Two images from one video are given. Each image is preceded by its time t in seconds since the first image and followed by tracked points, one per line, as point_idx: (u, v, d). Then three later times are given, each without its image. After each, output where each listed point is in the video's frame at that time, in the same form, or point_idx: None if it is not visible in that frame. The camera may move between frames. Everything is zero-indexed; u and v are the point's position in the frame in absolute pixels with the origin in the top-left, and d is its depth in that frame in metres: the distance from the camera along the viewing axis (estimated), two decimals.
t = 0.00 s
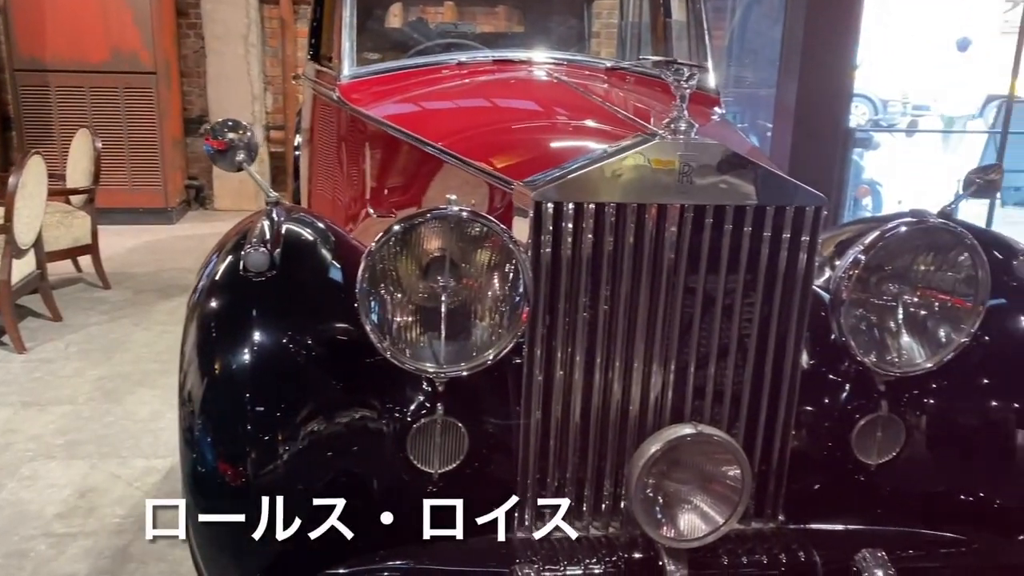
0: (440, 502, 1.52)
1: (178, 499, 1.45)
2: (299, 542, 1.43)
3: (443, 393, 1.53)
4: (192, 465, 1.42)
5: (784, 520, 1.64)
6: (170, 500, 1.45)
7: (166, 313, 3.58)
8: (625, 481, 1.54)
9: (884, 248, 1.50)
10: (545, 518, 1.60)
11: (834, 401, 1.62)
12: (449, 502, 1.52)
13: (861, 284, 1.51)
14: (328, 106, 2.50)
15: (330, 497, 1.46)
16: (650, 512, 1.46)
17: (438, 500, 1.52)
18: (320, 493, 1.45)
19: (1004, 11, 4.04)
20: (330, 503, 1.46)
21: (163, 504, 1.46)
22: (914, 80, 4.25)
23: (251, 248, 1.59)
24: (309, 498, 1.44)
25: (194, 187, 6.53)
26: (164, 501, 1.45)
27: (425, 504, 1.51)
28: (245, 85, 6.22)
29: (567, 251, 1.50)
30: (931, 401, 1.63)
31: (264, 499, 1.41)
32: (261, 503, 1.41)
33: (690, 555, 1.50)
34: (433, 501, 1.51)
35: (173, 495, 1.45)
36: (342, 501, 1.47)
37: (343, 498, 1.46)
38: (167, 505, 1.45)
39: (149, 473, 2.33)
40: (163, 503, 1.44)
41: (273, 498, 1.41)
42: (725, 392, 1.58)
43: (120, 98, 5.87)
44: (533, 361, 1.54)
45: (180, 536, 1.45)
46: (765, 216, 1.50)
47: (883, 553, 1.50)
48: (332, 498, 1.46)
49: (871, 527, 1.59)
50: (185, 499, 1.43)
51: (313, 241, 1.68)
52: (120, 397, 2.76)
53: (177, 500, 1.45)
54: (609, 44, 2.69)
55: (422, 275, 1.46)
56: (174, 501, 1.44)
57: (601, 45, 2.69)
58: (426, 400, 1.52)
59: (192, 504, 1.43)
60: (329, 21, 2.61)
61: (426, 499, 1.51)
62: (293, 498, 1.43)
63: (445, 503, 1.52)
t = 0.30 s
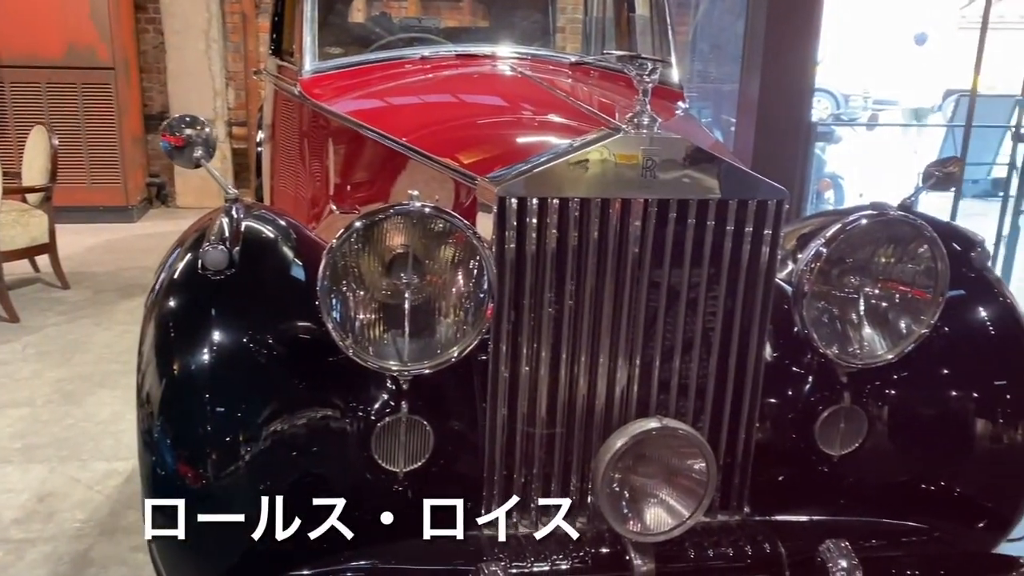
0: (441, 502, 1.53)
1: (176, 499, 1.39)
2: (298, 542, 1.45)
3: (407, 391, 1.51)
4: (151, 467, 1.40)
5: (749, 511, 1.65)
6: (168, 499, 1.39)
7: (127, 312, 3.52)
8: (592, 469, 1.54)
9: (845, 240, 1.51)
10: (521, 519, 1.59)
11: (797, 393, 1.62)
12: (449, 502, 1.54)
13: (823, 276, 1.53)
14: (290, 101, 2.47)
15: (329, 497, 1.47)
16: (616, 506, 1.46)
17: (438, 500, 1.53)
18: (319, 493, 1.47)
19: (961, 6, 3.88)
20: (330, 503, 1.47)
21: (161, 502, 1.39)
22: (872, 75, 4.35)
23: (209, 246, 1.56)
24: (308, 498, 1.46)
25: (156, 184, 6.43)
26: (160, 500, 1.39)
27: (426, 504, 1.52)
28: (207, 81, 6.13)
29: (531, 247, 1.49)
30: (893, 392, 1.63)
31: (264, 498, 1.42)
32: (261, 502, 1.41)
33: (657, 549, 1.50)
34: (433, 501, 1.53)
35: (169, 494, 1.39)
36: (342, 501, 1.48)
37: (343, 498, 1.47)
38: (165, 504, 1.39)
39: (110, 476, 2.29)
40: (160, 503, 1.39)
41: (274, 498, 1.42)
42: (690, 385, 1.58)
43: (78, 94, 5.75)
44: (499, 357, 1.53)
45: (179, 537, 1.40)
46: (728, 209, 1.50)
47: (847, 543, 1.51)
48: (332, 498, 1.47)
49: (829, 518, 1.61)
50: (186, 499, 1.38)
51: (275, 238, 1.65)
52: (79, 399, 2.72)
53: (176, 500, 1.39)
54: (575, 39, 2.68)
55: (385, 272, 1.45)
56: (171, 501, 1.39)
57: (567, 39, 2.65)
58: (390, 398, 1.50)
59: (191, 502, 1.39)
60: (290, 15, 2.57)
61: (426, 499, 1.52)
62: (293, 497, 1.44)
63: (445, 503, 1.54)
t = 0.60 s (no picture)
0: (441, 502, 1.54)
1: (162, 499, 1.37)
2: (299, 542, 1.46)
3: (368, 390, 1.49)
4: (107, 470, 1.38)
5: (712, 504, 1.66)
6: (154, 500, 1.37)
7: (83, 313, 3.46)
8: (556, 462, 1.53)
9: (803, 233, 1.52)
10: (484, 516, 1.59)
11: (758, 385, 1.63)
12: (450, 502, 1.54)
13: (781, 270, 1.54)
14: (248, 97, 2.43)
15: (329, 497, 1.47)
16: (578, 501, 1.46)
17: (438, 500, 1.54)
18: (319, 493, 1.47)
19: (916, 2, 4.05)
20: (330, 504, 1.47)
21: (160, 503, 1.37)
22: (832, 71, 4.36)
23: (164, 245, 1.53)
24: (308, 498, 1.46)
25: (113, 182, 6.32)
26: (159, 500, 1.37)
27: (426, 504, 1.53)
28: (164, 78, 6.03)
29: (493, 243, 1.47)
30: (852, 383, 1.65)
31: (264, 498, 1.43)
32: (261, 502, 1.43)
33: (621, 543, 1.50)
34: (433, 501, 1.53)
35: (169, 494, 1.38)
36: (342, 501, 1.48)
37: (342, 498, 1.48)
38: (164, 505, 1.37)
39: (68, 481, 2.26)
40: (158, 504, 1.37)
41: (273, 497, 1.44)
42: (652, 379, 1.59)
43: (30, 91, 5.62)
44: (462, 353, 1.51)
45: (179, 537, 1.39)
46: (688, 204, 1.51)
47: (807, 534, 1.53)
48: (331, 498, 1.47)
49: (788, 509, 1.64)
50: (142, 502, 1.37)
51: (233, 237, 1.62)
52: (35, 401, 2.67)
53: (177, 500, 1.38)
54: (537, 34, 2.66)
55: (345, 269, 1.44)
56: (171, 501, 1.37)
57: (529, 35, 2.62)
58: (351, 397, 1.48)
59: (178, 503, 1.38)
60: (248, 10, 2.53)
61: (426, 500, 1.53)
62: (293, 498, 1.45)
63: (445, 503, 1.54)
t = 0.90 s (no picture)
0: (440, 502, 1.55)
1: (118, 504, 1.35)
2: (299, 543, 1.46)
3: (328, 390, 1.48)
4: (59, 476, 1.36)
5: (675, 498, 1.67)
6: (108, 505, 1.35)
7: (37, 316, 3.39)
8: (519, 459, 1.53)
9: (760, 228, 1.54)
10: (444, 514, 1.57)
11: (717, 379, 1.65)
12: (450, 502, 1.55)
13: (738, 265, 1.56)
14: (204, 95, 2.39)
15: (316, 497, 1.48)
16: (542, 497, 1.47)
17: (439, 500, 1.55)
18: (278, 495, 1.45)
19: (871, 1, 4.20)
20: (330, 503, 1.48)
21: (161, 503, 1.37)
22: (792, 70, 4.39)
23: (116, 246, 1.49)
24: (308, 499, 1.47)
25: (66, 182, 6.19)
26: (114, 506, 1.35)
27: (426, 504, 1.54)
28: (119, 76, 5.92)
29: (453, 241, 1.46)
30: (808, 376, 1.67)
31: (264, 498, 1.44)
32: (262, 503, 1.44)
33: (583, 539, 1.50)
34: (434, 501, 1.55)
35: (170, 493, 1.38)
36: (342, 501, 1.49)
37: (343, 498, 1.49)
38: (164, 505, 1.37)
39: (22, 488, 2.22)
40: (159, 504, 1.37)
41: (273, 498, 1.45)
42: (614, 375, 1.59)
43: None
44: (423, 351, 1.50)
45: (178, 537, 1.38)
46: (647, 200, 1.52)
47: (767, 526, 1.53)
48: (332, 498, 1.48)
49: (748, 501, 1.65)
50: (97, 507, 1.34)
51: (189, 238, 1.59)
52: None
53: (175, 500, 1.38)
54: (498, 32, 2.61)
55: (303, 268, 1.43)
56: (171, 501, 1.37)
57: (490, 32, 2.59)
58: (310, 398, 1.47)
59: (133, 507, 1.36)
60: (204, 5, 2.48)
61: (427, 500, 1.54)
62: (252, 500, 1.44)
63: (447, 503, 1.55)
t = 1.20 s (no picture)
0: (440, 503, 1.56)
1: (67, 512, 1.33)
2: (298, 542, 1.48)
3: (283, 392, 1.46)
4: (6, 484, 1.33)
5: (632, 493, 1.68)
6: (57, 513, 1.32)
7: None
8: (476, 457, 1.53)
9: (712, 225, 1.56)
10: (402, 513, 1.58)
11: (673, 374, 1.66)
12: (450, 502, 1.56)
13: (692, 261, 1.58)
14: (155, 95, 2.36)
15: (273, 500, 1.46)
16: (498, 497, 1.47)
17: (439, 500, 1.56)
18: (232, 499, 1.44)
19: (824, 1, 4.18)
20: (330, 503, 1.50)
21: (161, 502, 1.39)
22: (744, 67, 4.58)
23: (63, 248, 1.45)
24: (308, 498, 1.49)
25: (15, 183, 6.05)
26: (64, 513, 1.33)
27: (426, 505, 1.55)
28: (68, 75, 5.80)
29: (408, 240, 1.46)
30: (762, 370, 1.70)
31: (263, 498, 1.46)
32: (261, 503, 1.45)
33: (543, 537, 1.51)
34: (434, 502, 1.56)
35: (169, 493, 1.40)
36: (342, 501, 1.51)
37: (343, 498, 1.51)
38: (162, 505, 1.39)
39: None
40: (158, 503, 1.39)
41: (272, 497, 1.46)
42: (571, 372, 1.60)
43: None
44: (379, 351, 1.49)
45: (178, 536, 1.40)
46: (602, 197, 1.53)
47: (723, 520, 1.52)
48: (331, 498, 1.50)
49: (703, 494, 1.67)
50: (45, 515, 1.32)
51: (140, 238, 1.55)
52: None
53: (172, 500, 1.39)
54: (454, 29, 2.62)
55: (256, 268, 1.41)
56: (171, 501, 1.39)
57: (447, 30, 2.61)
58: (265, 400, 1.45)
59: (83, 514, 1.34)
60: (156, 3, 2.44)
61: (427, 500, 1.55)
62: (206, 503, 1.44)
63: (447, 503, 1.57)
